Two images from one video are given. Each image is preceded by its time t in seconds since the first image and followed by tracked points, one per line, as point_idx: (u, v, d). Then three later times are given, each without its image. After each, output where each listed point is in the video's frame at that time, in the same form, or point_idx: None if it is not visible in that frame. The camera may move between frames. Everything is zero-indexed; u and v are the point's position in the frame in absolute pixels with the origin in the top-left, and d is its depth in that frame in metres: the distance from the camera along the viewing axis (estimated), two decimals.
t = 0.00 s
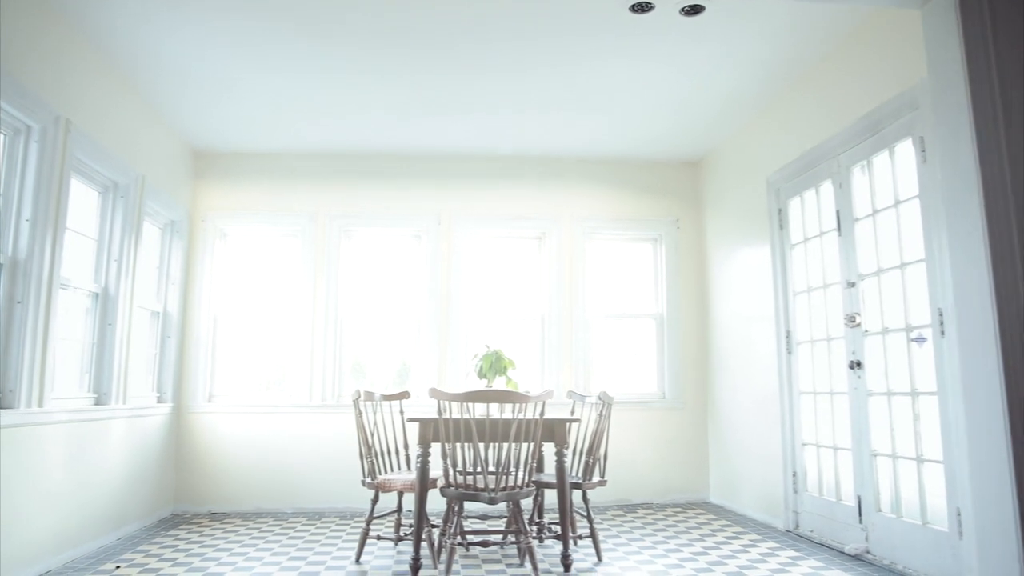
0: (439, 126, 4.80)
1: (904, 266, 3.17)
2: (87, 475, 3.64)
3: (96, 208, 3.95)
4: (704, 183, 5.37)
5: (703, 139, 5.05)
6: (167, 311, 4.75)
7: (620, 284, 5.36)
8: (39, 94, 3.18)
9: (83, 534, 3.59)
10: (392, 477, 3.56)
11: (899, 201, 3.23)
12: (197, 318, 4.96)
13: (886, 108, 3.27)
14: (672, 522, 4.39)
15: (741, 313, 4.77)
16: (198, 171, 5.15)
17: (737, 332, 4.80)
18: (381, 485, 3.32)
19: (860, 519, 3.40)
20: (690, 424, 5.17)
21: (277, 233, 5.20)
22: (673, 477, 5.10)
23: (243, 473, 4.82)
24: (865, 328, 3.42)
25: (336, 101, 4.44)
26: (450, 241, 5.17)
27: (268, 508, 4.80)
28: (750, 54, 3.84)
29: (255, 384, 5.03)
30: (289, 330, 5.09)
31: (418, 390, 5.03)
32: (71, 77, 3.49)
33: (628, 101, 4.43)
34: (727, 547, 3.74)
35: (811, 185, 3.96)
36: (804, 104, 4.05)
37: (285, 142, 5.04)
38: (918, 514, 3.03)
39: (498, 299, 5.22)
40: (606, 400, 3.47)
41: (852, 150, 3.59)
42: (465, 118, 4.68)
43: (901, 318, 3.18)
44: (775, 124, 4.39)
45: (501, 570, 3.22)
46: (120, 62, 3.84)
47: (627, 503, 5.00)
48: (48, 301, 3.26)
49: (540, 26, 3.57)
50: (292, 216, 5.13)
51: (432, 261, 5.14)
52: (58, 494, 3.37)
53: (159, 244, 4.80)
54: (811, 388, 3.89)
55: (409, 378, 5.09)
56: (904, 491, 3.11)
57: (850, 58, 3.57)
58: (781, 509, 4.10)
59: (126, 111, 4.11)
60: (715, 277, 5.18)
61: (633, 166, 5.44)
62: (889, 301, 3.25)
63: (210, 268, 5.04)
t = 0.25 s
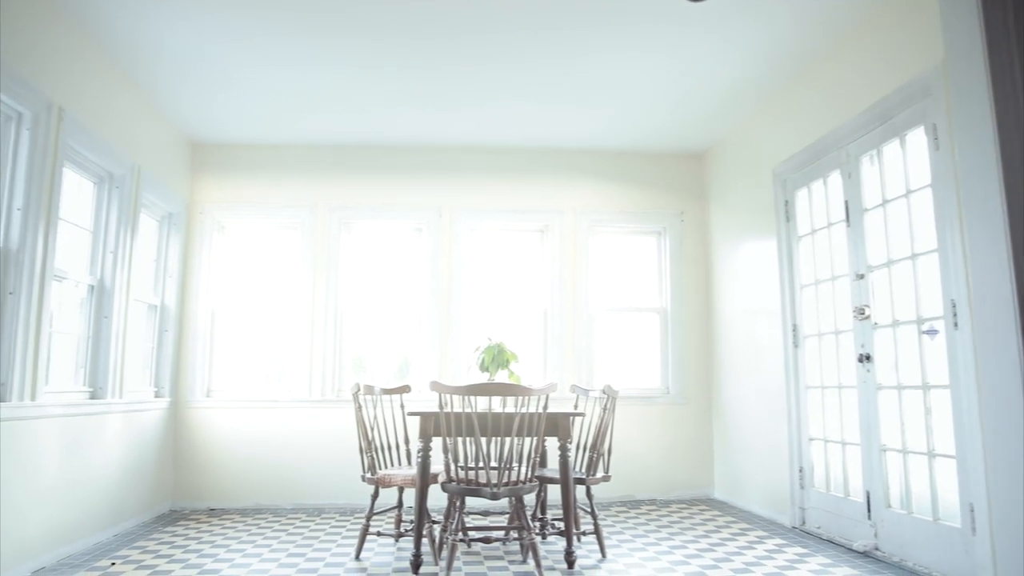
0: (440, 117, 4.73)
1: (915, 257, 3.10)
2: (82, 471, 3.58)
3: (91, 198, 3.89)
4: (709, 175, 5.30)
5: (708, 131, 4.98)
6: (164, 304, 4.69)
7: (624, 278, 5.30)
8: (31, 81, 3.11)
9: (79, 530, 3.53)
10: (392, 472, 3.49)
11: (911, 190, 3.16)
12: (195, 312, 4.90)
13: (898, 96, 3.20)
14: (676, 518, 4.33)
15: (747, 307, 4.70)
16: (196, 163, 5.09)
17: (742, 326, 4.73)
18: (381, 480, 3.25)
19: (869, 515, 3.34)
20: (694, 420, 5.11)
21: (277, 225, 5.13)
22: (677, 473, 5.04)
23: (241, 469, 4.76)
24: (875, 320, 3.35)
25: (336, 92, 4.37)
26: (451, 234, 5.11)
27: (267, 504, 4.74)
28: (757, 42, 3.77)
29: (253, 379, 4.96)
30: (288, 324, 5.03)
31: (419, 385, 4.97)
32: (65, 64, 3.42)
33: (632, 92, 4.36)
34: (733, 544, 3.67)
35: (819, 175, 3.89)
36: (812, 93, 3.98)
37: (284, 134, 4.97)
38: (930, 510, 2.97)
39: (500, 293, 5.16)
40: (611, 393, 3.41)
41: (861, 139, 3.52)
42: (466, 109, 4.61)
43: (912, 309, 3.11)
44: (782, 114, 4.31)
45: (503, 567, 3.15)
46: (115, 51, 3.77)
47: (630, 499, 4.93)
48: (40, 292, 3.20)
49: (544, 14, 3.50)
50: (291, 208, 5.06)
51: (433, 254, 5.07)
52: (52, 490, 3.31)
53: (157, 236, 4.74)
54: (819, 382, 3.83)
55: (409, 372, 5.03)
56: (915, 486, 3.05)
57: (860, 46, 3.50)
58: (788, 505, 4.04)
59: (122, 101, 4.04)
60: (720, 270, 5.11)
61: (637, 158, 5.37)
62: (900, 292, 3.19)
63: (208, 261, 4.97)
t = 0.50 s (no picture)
0: (441, 108, 4.66)
1: (926, 247, 3.04)
2: (77, 465, 3.52)
3: (86, 188, 3.82)
4: (713, 167, 5.23)
5: (713, 122, 4.91)
6: (162, 297, 4.63)
7: (627, 271, 5.23)
8: (23, 67, 3.04)
9: (73, 525, 3.47)
10: (393, 466, 3.42)
11: (922, 178, 3.09)
12: (193, 304, 4.84)
13: (909, 82, 3.13)
14: (680, 514, 4.27)
15: (752, 299, 4.64)
16: (193, 154, 5.02)
17: (747, 319, 4.67)
18: (381, 474, 3.19)
19: (878, 511, 3.27)
20: (697, 414, 5.04)
21: (275, 218, 5.07)
22: (681, 468, 4.98)
23: (240, 463, 4.70)
24: (884, 312, 3.28)
25: (335, 82, 4.30)
26: (452, 226, 5.04)
27: (266, 499, 4.68)
28: (764, 30, 3.70)
29: (252, 373, 4.90)
30: (287, 317, 4.97)
31: (419, 379, 4.91)
32: (58, 51, 3.35)
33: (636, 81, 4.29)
34: (739, 539, 3.61)
35: (826, 165, 3.82)
36: (819, 82, 3.91)
37: (283, 124, 4.90)
38: (941, 504, 2.90)
39: (501, 286, 5.10)
40: (615, 386, 3.34)
41: (870, 127, 3.45)
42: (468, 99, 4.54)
43: (923, 300, 3.04)
44: (788, 104, 4.24)
45: (506, 563, 3.09)
46: (110, 38, 3.71)
47: (633, 495, 4.88)
48: (32, 282, 3.13)
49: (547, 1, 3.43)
50: (290, 200, 5.00)
51: (434, 246, 5.01)
52: (45, 485, 3.25)
53: (154, 228, 4.68)
54: (826, 375, 3.76)
55: (410, 366, 4.96)
56: (926, 481, 2.99)
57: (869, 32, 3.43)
58: (794, 500, 3.98)
59: (117, 90, 3.97)
60: (724, 263, 5.04)
61: (640, 150, 5.30)
62: (911, 283, 3.12)
63: (206, 253, 4.91)
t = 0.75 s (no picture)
0: (442, 96, 4.58)
1: (940, 235, 2.96)
2: (71, 459, 3.45)
3: (80, 177, 3.75)
4: (718, 157, 5.16)
5: (718, 111, 4.83)
6: (159, 289, 4.56)
7: (630, 262, 5.16)
8: (13, 51, 2.97)
9: (67, 520, 3.41)
10: (393, 459, 3.36)
11: (935, 164, 3.01)
12: (190, 296, 4.77)
13: (921, 67, 3.05)
14: (685, 509, 4.21)
15: (757, 291, 4.56)
16: (190, 144, 4.94)
17: (753, 311, 4.60)
18: (381, 468, 3.12)
19: (889, 505, 3.21)
20: (702, 408, 4.98)
21: (274, 208, 5.00)
22: (685, 462, 4.92)
23: (238, 457, 4.64)
24: (895, 302, 3.21)
25: (334, 70, 4.22)
26: (453, 217, 4.97)
27: (265, 493, 4.62)
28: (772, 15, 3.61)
29: (250, 366, 4.84)
30: (286, 309, 4.90)
31: (420, 372, 4.84)
32: (50, 36, 3.28)
33: (640, 69, 4.21)
34: (745, 534, 3.54)
35: (835, 153, 3.75)
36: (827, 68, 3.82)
37: (281, 113, 4.82)
38: (955, 499, 2.84)
39: (503, 278, 5.03)
40: (620, 378, 3.27)
41: (880, 114, 3.37)
42: (469, 88, 4.46)
43: (935, 290, 2.97)
44: (795, 91, 4.16)
45: (508, 558, 3.03)
46: (104, 23, 3.63)
47: (637, 489, 4.81)
48: (23, 271, 3.06)
49: None
50: (289, 190, 4.93)
51: (435, 237, 4.94)
52: (38, 480, 3.18)
53: (150, 218, 4.61)
54: (834, 367, 3.69)
55: (410, 359, 4.89)
56: (940, 474, 2.91)
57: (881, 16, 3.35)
58: (801, 495, 3.91)
59: (112, 77, 3.90)
60: (729, 255, 4.97)
61: (644, 139, 5.22)
62: (922, 272, 3.05)
63: (203, 244, 4.84)
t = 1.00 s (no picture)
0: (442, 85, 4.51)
1: (952, 222, 2.89)
2: (65, 452, 3.40)
3: (74, 165, 3.69)
4: (722, 146, 5.08)
5: (723, 100, 4.75)
6: (156, 280, 4.50)
7: (633, 254, 5.10)
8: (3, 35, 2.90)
9: (61, 514, 3.35)
10: (393, 452, 3.29)
11: (948, 150, 2.94)
12: (188, 287, 4.71)
13: (933, 50, 2.98)
14: (690, 503, 4.15)
15: (763, 282, 4.50)
16: (186, 134, 4.88)
17: (758, 302, 4.54)
18: (381, 461, 3.06)
19: (898, 499, 3.15)
20: (706, 401, 4.92)
21: (272, 199, 4.93)
22: (689, 456, 4.86)
23: (237, 451, 4.58)
24: (905, 292, 3.14)
25: (333, 57, 4.15)
26: (454, 207, 4.90)
27: (263, 487, 4.57)
28: None
29: (249, 359, 4.78)
30: (285, 301, 4.84)
31: (421, 364, 4.78)
32: (41, 20, 3.20)
33: (644, 56, 4.13)
34: (751, 529, 3.48)
35: (842, 141, 3.67)
36: (835, 54, 3.75)
37: (279, 102, 4.75)
38: (967, 492, 2.77)
39: (505, 269, 4.96)
40: (624, 370, 3.20)
41: (890, 99, 3.29)
42: (470, 76, 4.38)
43: (947, 279, 2.90)
44: (802, 78, 4.08)
45: (510, 552, 2.97)
46: (97, 9, 3.56)
47: (640, 483, 4.75)
48: (14, 259, 3.00)
49: None
50: (288, 181, 4.86)
51: (436, 228, 4.87)
52: (30, 473, 3.12)
53: (147, 208, 4.55)
54: (842, 358, 3.63)
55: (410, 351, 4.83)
56: (952, 467, 2.85)
57: None
58: (807, 489, 3.85)
59: (106, 64, 3.82)
60: (734, 245, 4.90)
61: (647, 129, 5.15)
62: (933, 261, 2.98)
63: (201, 235, 4.78)
